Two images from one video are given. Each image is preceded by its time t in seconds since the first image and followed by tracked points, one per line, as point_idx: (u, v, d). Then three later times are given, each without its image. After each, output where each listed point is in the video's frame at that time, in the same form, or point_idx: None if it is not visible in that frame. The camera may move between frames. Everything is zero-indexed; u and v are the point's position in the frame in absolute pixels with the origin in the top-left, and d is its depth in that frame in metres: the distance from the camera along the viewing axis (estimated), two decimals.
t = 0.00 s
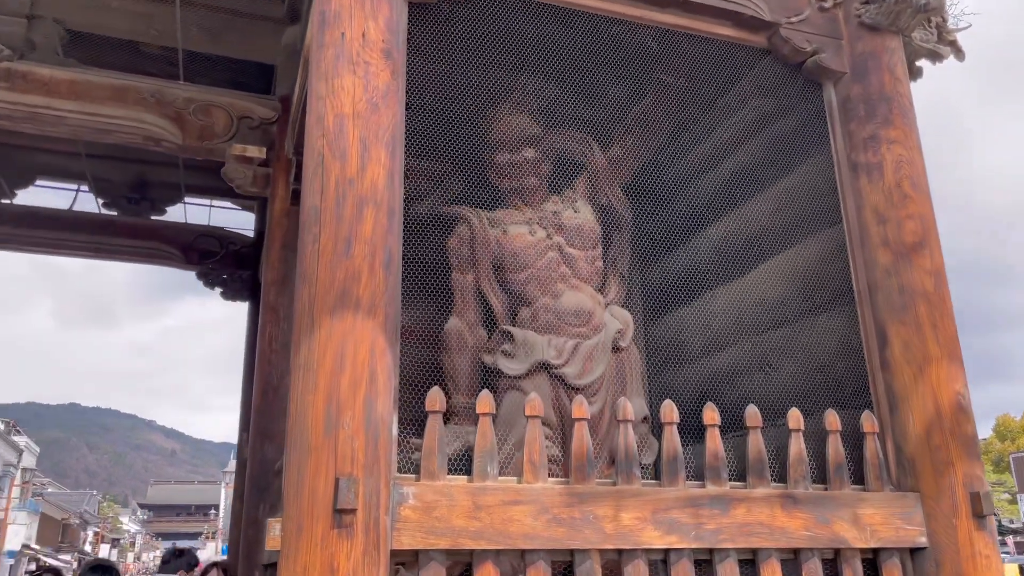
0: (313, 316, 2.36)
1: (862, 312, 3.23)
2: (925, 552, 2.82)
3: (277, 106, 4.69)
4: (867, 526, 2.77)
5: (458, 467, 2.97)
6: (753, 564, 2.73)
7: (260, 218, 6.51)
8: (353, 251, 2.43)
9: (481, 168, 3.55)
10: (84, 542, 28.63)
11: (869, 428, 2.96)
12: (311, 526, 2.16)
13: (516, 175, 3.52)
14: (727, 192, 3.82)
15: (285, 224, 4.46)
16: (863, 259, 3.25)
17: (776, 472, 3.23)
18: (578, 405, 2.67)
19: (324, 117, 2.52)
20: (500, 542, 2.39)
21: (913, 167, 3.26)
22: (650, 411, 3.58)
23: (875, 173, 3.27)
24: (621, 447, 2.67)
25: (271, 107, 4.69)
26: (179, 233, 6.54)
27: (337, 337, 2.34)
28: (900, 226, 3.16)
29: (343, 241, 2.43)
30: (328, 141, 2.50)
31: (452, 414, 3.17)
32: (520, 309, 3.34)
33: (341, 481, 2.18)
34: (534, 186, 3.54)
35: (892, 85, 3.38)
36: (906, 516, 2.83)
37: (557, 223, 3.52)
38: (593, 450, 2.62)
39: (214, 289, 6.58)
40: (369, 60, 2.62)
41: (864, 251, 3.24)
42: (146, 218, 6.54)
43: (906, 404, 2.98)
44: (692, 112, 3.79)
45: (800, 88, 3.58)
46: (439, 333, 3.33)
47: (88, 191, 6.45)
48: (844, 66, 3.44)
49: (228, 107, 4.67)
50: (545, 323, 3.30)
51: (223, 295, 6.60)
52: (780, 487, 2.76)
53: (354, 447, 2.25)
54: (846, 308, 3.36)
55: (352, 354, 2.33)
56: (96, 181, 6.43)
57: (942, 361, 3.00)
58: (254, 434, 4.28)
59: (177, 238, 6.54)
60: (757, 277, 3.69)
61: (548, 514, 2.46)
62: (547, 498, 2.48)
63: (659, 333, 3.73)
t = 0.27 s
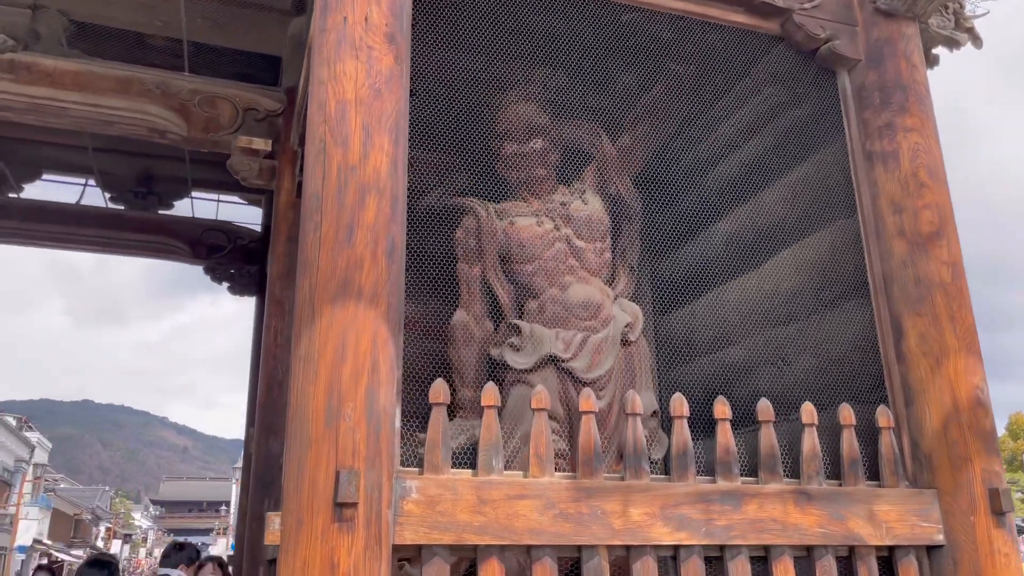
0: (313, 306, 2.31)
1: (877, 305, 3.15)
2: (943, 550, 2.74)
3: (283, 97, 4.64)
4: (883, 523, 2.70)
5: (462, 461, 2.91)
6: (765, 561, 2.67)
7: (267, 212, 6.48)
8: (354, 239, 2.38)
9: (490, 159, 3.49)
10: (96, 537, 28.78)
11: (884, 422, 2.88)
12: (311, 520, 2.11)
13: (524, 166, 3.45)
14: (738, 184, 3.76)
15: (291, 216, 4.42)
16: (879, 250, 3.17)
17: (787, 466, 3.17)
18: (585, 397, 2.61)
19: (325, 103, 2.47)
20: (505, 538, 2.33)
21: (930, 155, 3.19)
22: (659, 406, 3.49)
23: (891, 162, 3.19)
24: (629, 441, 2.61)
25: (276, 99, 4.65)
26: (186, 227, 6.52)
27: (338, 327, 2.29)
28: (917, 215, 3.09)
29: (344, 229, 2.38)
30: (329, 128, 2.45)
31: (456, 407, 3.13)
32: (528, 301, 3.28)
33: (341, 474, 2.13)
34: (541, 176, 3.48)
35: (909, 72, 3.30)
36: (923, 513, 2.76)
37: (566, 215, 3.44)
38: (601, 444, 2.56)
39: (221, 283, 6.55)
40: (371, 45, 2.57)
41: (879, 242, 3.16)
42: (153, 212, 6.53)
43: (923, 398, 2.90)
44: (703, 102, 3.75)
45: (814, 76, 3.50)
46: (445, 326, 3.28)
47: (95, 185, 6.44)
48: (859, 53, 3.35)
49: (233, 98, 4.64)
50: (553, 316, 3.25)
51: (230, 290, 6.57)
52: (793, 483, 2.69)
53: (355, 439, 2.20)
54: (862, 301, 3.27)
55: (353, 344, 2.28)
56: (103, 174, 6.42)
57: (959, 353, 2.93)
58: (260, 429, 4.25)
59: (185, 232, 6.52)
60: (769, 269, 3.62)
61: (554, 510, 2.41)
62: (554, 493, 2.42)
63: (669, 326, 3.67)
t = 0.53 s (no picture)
0: (309, 273, 2.23)
1: (888, 278, 3.06)
2: (953, 527, 2.68)
3: (281, 64, 4.54)
4: (893, 499, 2.64)
5: (462, 433, 2.85)
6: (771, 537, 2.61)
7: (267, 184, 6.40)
8: (351, 203, 2.29)
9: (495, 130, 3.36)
10: (101, 510, 29.01)
11: (895, 396, 2.81)
12: (306, 492, 2.05)
13: (529, 135, 3.37)
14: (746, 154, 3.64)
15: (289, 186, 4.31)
16: (892, 221, 3.08)
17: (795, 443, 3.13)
18: (589, 369, 2.54)
19: (322, 61, 2.38)
20: (506, 511, 2.27)
21: (947, 123, 3.08)
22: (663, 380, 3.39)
23: (906, 130, 3.08)
24: (634, 414, 2.54)
25: (275, 65, 4.55)
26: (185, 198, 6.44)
27: (335, 294, 2.21)
28: (932, 184, 2.99)
29: (341, 193, 2.29)
30: (326, 88, 2.36)
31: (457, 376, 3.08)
32: (532, 273, 3.20)
33: (338, 445, 2.07)
34: (545, 146, 3.39)
35: (926, 37, 3.16)
36: (934, 489, 2.69)
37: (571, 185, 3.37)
38: (605, 416, 2.49)
39: (221, 255, 6.48)
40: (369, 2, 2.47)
41: (893, 213, 3.07)
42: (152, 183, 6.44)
43: (936, 372, 2.83)
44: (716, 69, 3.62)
45: (829, 43, 3.40)
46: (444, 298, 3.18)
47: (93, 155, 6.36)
48: (874, 17, 3.24)
49: (231, 64, 4.53)
50: (557, 288, 3.18)
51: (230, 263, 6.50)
52: (801, 458, 2.63)
53: (352, 409, 2.13)
54: (870, 274, 3.20)
55: (350, 312, 2.21)
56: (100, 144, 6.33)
57: (974, 326, 2.85)
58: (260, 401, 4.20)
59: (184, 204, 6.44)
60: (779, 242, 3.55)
61: (556, 483, 2.34)
62: (556, 466, 2.36)
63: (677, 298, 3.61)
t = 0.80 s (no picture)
0: (298, 174, 2.12)
1: (904, 176, 2.94)
2: (962, 430, 2.65)
3: None
4: (901, 403, 2.60)
5: (463, 342, 2.79)
6: (776, 442, 2.59)
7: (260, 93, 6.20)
8: (342, 100, 2.17)
9: (496, 26, 3.12)
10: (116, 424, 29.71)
11: (907, 300, 2.74)
12: (303, 400, 2.00)
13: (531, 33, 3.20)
14: (762, 49, 3.39)
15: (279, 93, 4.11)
16: (911, 117, 2.93)
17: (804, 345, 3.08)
18: (593, 275, 2.46)
19: None
20: (508, 417, 2.23)
21: (973, 14, 2.92)
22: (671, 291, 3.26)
23: (930, 20, 2.92)
24: (639, 320, 2.47)
25: None
26: (177, 108, 6.25)
27: (327, 197, 2.11)
28: (954, 78, 2.86)
29: (330, 90, 2.17)
30: None
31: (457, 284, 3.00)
32: (534, 181, 3.09)
33: (335, 351, 2.01)
34: (548, 44, 3.23)
35: None
36: (944, 393, 2.65)
37: (575, 87, 3.22)
38: (609, 322, 2.43)
39: (217, 167, 6.33)
40: None
41: (912, 108, 2.92)
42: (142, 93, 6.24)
43: (951, 275, 2.75)
44: None
45: None
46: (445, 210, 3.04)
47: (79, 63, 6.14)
48: None
49: None
50: (559, 196, 3.07)
51: (226, 175, 6.36)
52: (809, 363, 2.57)
53: (349, 316, 2.06)
54: (887, 180, 3.07)
55: (344, 216, 2.11)
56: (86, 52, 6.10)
57: (993, 226, 2.77)
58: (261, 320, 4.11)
59: (176, 114, 6.25)
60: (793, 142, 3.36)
61: (559, 389, 2.30)
62: (559, 372, 2.31)
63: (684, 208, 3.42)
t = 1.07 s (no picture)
0: (281, 46, 1.98)
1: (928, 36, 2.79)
2: (978, 305, 2.59)
3: None
4: (917, 278, 2.53)
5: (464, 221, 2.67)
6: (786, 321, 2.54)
7: None
8: None
9: None
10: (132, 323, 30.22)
11: (927, 172, 2.62)
12: (299, 284, 1.94)
13: None
14: None
15: None
16: None
17: (815, 218, 2.94)
18: (599, 152, 2.35)
19: None
20: (512, 299, 2.18)
21: None
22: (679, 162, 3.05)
23: None
24: (646, 197, 2.38)
25: None
26: None
27: (313, 71, 1.98)
28: None
29: None
30: None
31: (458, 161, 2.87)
32: (536, 57, 2.89)
33: (330, 232, 1.94)
34: None
35: None
36: (960, 268, 2.58)
37: None
38: (615, 200, 2.34)
39: (207, 55, 6.08)
40: None
41: None
42: None
43: (974, 145, 2.62)
44: None
45: None
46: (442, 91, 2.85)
47: None
48: None
49: None
50: (563, 73, 2.86)
51: (217, 63, 6.12)
52: (823, 238, 2.49)
53: (344, 196, 1.98)
54: (910, 37, 2.88)
55: (333, 90, 1.99)
56: None
57: None
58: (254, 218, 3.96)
59: None
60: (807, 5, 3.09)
61: (564, 269, 2.24)
62: (564, 252, 2.24)
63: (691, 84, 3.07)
